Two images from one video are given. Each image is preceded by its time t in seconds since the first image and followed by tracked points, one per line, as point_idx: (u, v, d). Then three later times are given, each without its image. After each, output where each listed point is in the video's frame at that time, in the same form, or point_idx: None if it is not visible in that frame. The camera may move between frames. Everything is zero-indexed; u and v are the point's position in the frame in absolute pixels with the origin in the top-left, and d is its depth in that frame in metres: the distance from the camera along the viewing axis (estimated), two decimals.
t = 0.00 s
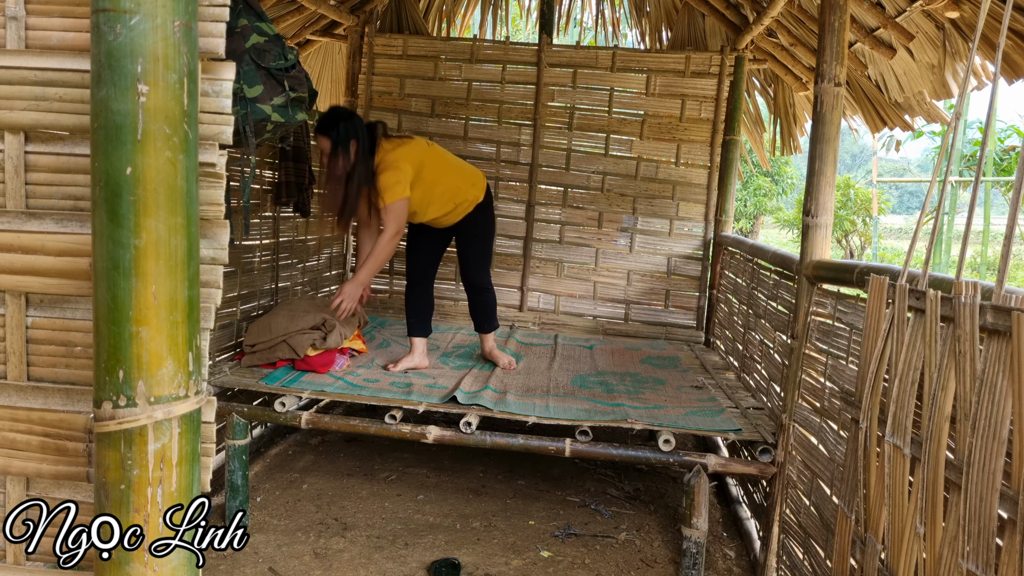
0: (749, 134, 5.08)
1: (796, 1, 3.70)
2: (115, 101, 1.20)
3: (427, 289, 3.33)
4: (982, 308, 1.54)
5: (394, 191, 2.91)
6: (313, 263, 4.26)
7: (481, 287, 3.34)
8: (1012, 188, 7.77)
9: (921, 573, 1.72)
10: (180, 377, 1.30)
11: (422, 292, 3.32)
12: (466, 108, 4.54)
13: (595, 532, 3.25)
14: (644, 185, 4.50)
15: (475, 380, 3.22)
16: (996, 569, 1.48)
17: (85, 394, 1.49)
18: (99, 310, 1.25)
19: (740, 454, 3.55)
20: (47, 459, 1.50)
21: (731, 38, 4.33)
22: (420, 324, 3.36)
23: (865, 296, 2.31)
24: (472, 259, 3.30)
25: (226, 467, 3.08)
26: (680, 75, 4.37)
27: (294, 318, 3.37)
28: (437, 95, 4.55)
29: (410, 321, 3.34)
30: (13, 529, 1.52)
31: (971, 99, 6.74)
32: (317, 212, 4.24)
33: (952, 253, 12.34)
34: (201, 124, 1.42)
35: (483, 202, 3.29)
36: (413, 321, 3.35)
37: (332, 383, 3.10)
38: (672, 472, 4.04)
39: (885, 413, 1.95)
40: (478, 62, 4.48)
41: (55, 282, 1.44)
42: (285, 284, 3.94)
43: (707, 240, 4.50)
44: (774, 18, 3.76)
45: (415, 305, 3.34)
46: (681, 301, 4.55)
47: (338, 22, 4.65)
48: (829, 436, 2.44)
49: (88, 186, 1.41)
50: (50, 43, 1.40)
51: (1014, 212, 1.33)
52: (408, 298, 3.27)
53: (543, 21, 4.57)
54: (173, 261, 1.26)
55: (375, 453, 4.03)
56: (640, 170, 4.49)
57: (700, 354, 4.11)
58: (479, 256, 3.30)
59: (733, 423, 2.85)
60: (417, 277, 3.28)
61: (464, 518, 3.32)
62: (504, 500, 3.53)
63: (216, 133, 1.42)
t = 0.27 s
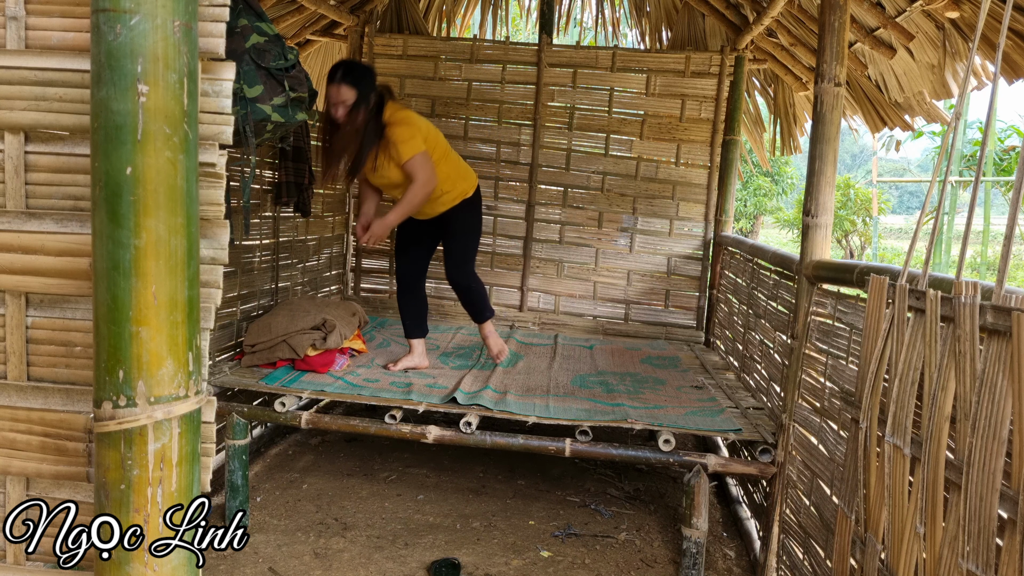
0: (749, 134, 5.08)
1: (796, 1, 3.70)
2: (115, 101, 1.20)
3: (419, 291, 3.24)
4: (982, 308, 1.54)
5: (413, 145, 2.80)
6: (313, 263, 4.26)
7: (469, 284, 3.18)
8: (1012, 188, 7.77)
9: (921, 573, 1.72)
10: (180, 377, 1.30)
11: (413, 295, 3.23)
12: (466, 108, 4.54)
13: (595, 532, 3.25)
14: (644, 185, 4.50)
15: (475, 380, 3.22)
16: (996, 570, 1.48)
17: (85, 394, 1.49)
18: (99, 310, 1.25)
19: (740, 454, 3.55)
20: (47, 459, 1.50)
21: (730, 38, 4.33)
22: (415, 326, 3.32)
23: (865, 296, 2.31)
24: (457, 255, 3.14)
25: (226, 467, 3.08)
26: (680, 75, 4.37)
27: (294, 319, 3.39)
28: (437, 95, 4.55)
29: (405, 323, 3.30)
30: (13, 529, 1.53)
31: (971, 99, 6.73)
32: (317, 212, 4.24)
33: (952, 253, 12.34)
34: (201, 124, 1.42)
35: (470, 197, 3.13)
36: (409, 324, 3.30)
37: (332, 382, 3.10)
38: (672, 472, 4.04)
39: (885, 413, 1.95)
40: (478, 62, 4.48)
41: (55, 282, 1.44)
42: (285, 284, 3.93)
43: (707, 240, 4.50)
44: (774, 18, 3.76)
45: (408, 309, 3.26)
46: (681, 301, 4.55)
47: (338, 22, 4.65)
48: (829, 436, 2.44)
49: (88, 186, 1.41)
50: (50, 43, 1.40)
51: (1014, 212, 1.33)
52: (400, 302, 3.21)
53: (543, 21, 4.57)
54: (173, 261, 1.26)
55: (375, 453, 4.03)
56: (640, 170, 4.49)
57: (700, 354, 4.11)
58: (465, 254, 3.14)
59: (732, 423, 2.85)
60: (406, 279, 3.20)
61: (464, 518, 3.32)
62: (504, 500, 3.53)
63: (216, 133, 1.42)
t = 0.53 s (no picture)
0: (749, 134, 5.08)
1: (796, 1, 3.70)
2: (115, 101, 1.20)
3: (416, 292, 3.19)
4: (982, 308, 1.54)
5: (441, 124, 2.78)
6: (313, 263, 4.26)
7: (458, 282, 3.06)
8: (1012, 188, 7.78)
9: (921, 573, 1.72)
10: (180, 377, 1.30)
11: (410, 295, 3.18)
12: (466, 108, 4.54)
13: (595, 532, 3.25)
14: (644, 185, 4.50)
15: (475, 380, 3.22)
16: (996, 570, 1.48)
17: (85, 394, 1.49)
18: (99, 310, 1.25)
19: (740, 454, 3.55)
20: (47, 459, 1.50)
21: (730, 38, 4.33)
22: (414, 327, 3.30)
23: (865, 296, 2.31)
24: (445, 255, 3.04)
25: (226, 467, 3.08)
26: (680, 75, 4.37)
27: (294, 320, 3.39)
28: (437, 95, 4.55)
29: (405, 326, 3.30)
30: (13, 529, 1.52)
31: (970, 99, 6.73)
32: (317, 212, 4.25)
33: (952, 253, 12.34)
34: (201, 124, 1.42)
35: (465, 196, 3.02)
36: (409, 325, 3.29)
37: (332, 382, 3.10)
38: (672, 472, 4.04)
39: (885, 413, 1.95)
40: (478, 62, 4.48)
41: (55, 282, 1.44)
42: (285, 284, 3.93)
43: (707, 240, 4.50)
44: (774, 18, 3.76)
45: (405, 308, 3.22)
46: (681, 301, 4.55)
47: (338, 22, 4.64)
48: (829, 436, 2.44)
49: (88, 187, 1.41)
50: (50, 43, 1.40)
51: (1014, 212, 1.33)
52: (397, 304, 3.20)
53: (543, 21, 4.57)
54: (173, 261, 1.26)
55: (375, 453, 4.03)
56: (640, 170, 4.49)
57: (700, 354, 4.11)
58: (455, 251, 3.02)
59: (733, 423, 2.85)
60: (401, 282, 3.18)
61: (464, 518, 3.32)
62: (504, 500, 3.53)
63: (216, 133, 1.42)
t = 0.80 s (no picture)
0: (748, 134, 5.08)
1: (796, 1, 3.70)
2: (115, 101, 1.20)
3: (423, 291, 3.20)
4: (982, 308, 1.54)
5: (449, 124, 2.72)
6: (313, 263, 4.26)
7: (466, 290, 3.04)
8: (1012, 188, 7.78)
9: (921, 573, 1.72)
10: (180, 377, 1.30)
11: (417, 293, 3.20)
12: (466, 108, 4.54)
13: (594, 532, 3.25)
14: (644, 185, 4.51)
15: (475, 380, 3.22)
16: (996, 570, 1.48)
17: (84, 394, 1.49)
18: (99, 310, 1.25)
19: (740, 454, 3.55)
20: (47, 459, 1.50)
21: (730, 38, 4.33)
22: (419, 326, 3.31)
23: (865, 296, 2.31)
24: (452, 259, 3.02)
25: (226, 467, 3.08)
26: (680, 75, 4.37)
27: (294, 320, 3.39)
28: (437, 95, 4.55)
29: (409, 325, 3.32)
30: (13, 529, 1.53)
31: (970, 99, 6.75)
32: (317, 212, 4.25)
33: (952, 253, 12.34)
34: (201, 124, 1.42)
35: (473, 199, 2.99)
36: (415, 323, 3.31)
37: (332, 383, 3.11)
38: (672, 472, 4.04)
39: (885, 413, 1.95)
40: (478, 62, 4.49)
41: (55, 282, 1.44)
42: (285, 284, 3.93)
43: (707, 240, 4.50)
44: (774, 18, 3.76)
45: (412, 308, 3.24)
46: (681, 301, 4.55)
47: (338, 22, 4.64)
48: (829, 436, 2.44)
49: (88, 187, 1.41)
50: (50, 43, 1.39)
51: (1014, 212, 1.33)
52: (403, 302, 3.22)
53: (543, 21, 4.57)
54: (173, 261, 1.26)
55: (375, 453, 4.03)
56: (640, 170, 4.49)
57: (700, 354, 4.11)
58: (464, 255, 3.01)
59: (733, 423, 2.85)
60: (407, 281, 3.19)
61: (464, 518, 3.32)
62: (504, 500, 3.53)
63: (216, 133, 1.42)
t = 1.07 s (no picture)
0: (749, 134, 5.08)
1: (796, 1, 3.70)
2: (115, 101, 1.20)
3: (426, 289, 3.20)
4: (982, 308, 1.54)
5: (436, 110, 2.70)
6: (313, 263, 4.26)
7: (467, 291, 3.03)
8: (1012, 188, 7.78)
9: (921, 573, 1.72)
10: (180, 377, 1.30)
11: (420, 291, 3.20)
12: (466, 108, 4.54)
13: (595, 532, 3.25)
14: (644, 185, 4.50)
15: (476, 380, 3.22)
16: (996, 570, 1.48)
17: (84, 394, 1.49)
18: (99, 310, 1.25)
19: (740, 454, 3.55)
20: (47, 459, 1.50)
21: (730, 38, 4.33)
22: (422, 325, 3.31)
23: (865, 296, 2.31)
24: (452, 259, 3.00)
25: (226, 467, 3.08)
26: (680, 75, 4.37)
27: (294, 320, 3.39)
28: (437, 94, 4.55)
29: (412, 324, 3.32)
30: (13, 529, 1.53)
31: (970, 99, 6.74)
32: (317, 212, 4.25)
33: (952, 253, 12.34)
34: (201, 124, 1.42)
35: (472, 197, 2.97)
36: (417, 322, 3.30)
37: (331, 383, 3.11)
38: (672, 472, 4.04)
39: (885, 413, 1.95)
40: (478, 62, 4.49)
41: (55, 282, 1.44)
42: (285, 284, 3.93)
43: (707, 240, 4.50)
44: (774, 18, 3.76)
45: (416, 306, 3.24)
46: (681, 301, 4.55)
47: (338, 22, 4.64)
48: (828, 436, 2.44)
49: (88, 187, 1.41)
50: (50, 43, 1.39)
51: (1014, 212, 1.33)
52: (406, 301, 3.22)
53: (543, 21, 4.57)
54: (173, 261, 1.26)
55: (375, 453, 4.03)
56: (640, 170, 4.49)
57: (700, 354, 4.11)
58: (464, 255, 2.99)
59: (733, 423, 2.85)
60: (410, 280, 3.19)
61: (464, 518, 3.32)
62: (504, 500, 3.53)
63: (216, 133, 1.42)
